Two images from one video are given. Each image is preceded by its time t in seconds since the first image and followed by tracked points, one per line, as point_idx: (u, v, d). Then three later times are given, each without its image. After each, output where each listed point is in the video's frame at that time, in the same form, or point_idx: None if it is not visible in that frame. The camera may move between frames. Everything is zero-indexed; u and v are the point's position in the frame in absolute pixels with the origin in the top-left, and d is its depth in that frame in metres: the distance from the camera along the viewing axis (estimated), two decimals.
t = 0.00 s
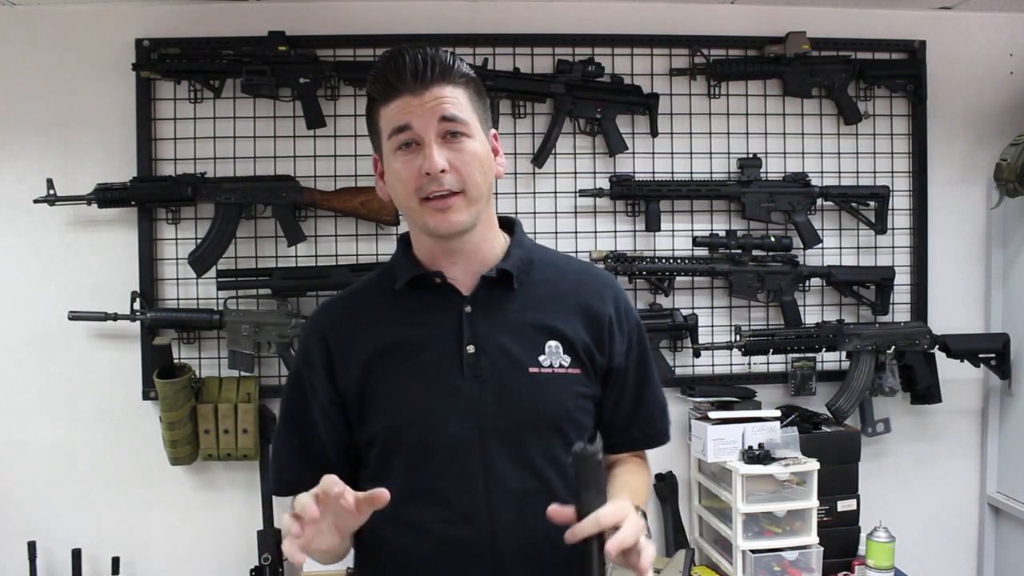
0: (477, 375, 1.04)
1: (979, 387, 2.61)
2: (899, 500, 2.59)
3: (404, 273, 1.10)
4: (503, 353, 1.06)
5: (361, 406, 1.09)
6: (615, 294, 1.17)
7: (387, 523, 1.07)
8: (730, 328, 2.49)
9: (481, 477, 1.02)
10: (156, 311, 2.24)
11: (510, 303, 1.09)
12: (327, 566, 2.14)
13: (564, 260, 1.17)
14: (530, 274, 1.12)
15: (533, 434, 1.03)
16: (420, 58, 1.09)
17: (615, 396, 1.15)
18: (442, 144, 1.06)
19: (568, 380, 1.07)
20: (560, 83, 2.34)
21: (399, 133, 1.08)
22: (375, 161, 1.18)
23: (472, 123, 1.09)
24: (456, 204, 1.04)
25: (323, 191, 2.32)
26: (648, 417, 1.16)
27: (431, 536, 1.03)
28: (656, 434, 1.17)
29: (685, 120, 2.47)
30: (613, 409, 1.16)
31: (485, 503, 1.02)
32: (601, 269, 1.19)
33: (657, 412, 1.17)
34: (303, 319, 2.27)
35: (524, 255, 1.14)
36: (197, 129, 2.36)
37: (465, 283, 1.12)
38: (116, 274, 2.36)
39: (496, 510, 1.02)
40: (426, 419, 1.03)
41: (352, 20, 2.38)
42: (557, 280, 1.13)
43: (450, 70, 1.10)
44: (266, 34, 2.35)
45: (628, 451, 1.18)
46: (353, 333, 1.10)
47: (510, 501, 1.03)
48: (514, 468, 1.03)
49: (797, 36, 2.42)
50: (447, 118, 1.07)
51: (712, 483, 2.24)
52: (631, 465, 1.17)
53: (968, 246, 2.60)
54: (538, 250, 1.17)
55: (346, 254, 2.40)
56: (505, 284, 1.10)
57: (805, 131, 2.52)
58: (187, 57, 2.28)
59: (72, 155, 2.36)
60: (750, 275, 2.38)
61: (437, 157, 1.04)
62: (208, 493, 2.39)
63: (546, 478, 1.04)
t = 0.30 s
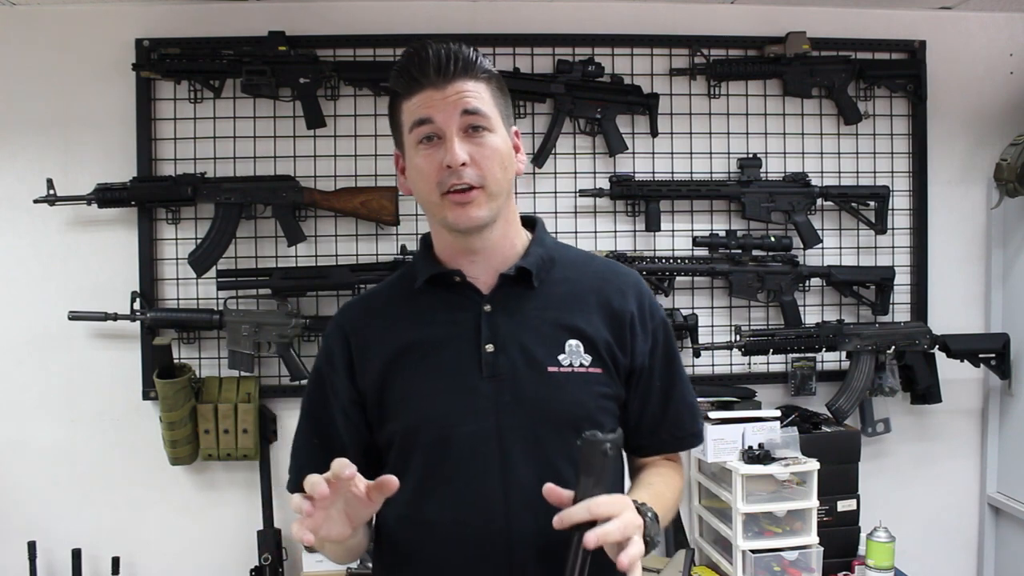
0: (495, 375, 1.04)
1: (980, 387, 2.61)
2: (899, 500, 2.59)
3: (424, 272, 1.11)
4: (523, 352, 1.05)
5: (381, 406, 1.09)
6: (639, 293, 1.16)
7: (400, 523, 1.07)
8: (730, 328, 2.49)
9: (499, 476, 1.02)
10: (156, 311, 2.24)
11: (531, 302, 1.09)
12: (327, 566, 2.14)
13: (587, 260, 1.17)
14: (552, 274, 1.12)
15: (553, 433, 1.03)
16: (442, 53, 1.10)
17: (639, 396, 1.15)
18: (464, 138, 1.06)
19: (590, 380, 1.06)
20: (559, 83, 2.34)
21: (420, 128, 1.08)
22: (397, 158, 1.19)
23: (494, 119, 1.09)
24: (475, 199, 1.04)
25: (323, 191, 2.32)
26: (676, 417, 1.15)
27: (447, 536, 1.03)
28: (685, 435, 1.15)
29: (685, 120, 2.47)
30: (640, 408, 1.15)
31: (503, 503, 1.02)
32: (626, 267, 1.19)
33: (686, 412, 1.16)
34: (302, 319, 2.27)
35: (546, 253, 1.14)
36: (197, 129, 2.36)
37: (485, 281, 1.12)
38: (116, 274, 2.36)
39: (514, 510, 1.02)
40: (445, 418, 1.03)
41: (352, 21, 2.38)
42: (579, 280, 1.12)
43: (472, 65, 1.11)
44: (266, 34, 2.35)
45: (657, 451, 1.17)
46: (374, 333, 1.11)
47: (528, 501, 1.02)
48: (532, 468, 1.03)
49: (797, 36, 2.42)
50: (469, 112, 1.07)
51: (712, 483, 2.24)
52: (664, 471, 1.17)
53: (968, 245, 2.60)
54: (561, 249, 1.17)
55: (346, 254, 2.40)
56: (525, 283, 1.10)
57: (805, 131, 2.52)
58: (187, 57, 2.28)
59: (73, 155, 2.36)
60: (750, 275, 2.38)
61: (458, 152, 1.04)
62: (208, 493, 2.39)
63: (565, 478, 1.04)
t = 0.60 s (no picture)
0: (507, 375, 1.04)
1: (980, 387, 2.61)
2: (899, 500, 2.59)
3: (437, 270, 1.11)
4: (535, 354, 1.06)
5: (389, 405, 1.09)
6: (648, 297, 1.18)
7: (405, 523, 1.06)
8: (730, 328, 2.49)
9: (509, 477, 1.02)
10: (156, 311, 2.24)
11: (543, 304, 1.10)
12: (326, 566, 2.14)
13: (597, 264, 1.18)
14: (563, 276, 1.13)
15: (563, 435, 1.04)
16: (465, 50, 1.10)
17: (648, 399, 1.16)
18: (484, 137, 1.07)
19: (600, 382, 1.07)
20: (559, 83, 2.34)
21: (441, 124, 1.09)
22: (414, 153, 1.20)
23: (514, 117, 1.10)
24: (494, 198, 1.05)
25: (323, 191, 2.32)
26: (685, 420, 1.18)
27: (454, 536, 1.03)
28: (692, 439, 1.18)
29: (685, 120, 2.47)
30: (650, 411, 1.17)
31: (513, 503, 1.02)
32: (635, 272, 1.21)
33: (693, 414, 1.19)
34: (302, 319, 2.27)
35: (557, 255, 1.14)
36: (197, 129, 2.36)
37: (498, 280, 1.14)
38: (116, 274, 2.36)
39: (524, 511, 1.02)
40: (456, 418, 1.03)
41: (352, 21, 2.38)
42: (589, 284, 1.14)
43: (494, 62, 1.11)
44: (266, 34, 2.35)
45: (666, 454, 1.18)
46: (383, 331, 1.10)
47: (538, 502, 1.02)
48: (543, 469, 1.03)
49: (797, 36, 2.42)
50: (491, 110, 1.07)
51: (712, 483, 2.23)
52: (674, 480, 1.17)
53: (968, 245, 2.60)
54: (571, 253, 1.18)
55: (346, 254, 2.40)
56: (538, 285, 1.11)
57: (805, 131, 2.52)
58: (187, 57, 2.28)
59: (73, 155, 2.36)
60: (750, 275, 2.38)
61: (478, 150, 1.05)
62: (207, 493, 2.39)
63: (575, 479, 1.04)
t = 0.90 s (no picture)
0: (508, 375, 1.05)
1: (979, 387, 2.61)
2: (899, 500, 2.59)
3: (438, 268, 1.11)
4: (536, 353, 1.06)
5: (386, 404, 1.07)
6: (646, 297, 1.18)
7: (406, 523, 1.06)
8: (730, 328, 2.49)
9: (509, 476, 1.02)
10: (156, 311, 2.24)
11: (543, 304, 1.10)
12: (327, 566, 2.14)
13: (594, 265, 1.19)
14: (562, 276, 1.14)
15: (564, 434, 1.04)
16: (480, 47, 1.10)
17: (648, 399, 1.15)
18: (494, 134, 1.07)
19: (599, 382, 1.08)
20: (559, 83, 2.33)
21: (451, 120, 1.08)
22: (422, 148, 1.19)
23: (525, 117, 1.09)
24: (499, 197, 1.04)
25: (323, 191, 2.32)
26: (688, 419, 1.16)
27: (455, 537, 1.03)
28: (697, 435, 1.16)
29: (685, 120, 2.47)
30: (651, 410, 1.15)
31: (514, 503, 1.02)
32: (631, 273, 1.21)
33: (698, 413, 1.17)
34: (302, 319, 2.27)
35: (557, 255, 1.15)
36: (197, 129, 2.36)
37: (499, 279, 1.13)
38: (116, 274, 2.36)
39: (525, 512, 1.01)
40: (457, 417, 1.03)
41: (352, 21, 2.38)
42: (587, 284, 1.14)
43: (509, 63, 1.11)
44: (266, 34, 2.34)
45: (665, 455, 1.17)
46: (381, 329, 1.09)
47: (539, 501, 1.02)
48: (543, 468, 1.03)
49: (797, 36, 2.42)
50: (501, 109, 1.07)
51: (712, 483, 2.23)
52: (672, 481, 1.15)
53: (968, 245, 2.60)
54: (569, 254, 1.18)
55: (346, 254, 2.40)
56: (538, 284, 1.11)
57: (805, 131, 2.52)
58: (187, 57, 2.28)
59: (72, 155, 2.36)
60: (750, 275, 2.38)
61: (487, 147, 1.04)
62: (208, 493, 2.39)
63: (575, 478, 1.04)
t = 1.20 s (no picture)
0: (510, 373, 1.04)
1: (979, 387, 2.61)
2: (899, 500, 2.59)
3: (442, 266, 1.11)
4: (537, 352, 1.06)
5: (387, 402, 1.05)
6: (643, 296, 1.19)
7: (407, 523, 1.04)
8: (730, 327, 2.48)
9: (513, 474, 1.02)
10: (156, 311, 2.24)
11: (544, 303, 1.11)
12: (326, 566, 2.14)
13: (592, 267, 1.19)
14: (562, 276, 1.14)
15: (566, 433, 1.04)
16: (517, 53, 1.09)
17: (650, 395, 1.16)
18: (524, 140, 1.06)
19: (599, 381, 1.08)
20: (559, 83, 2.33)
21: (483, 119, 1.06)
22: (434, 139, 1.16)
23: (552, 127, 1.09)
24: (522, 203, 1.04)
25: (323, 191, 2.32)
26: (694, 414, 1.16)
27: (456, 536, 1.02)
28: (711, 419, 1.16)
29: (685, 120, 2.47)
30: (654, 408, 1.16)
31: (517, 501, 1.02)
32: (625, 274, 1.21)
33: (706, 407, 1.17)
34: (302, 319, 2.27)
35: (558, 256, 1.16)
36: (197, 129, 2.36)
37: (501, 279, 1.13)
38: (116, 274, 2.36)
39: (529, 509, 1.02)
40: (460, 415, 1.02)
41: (352, 21, 2.38)
42: (587, 285, 1.15)
43: (543, 73, 1.10)
44: (266, 34, 2.35)
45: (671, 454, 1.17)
46: (382, 326, 1.08)
47: (543, 499, 1.02)
48: (547, 466, 1.03)
49: (797, 36, 2.41)
50: (535, 117, 1.07)
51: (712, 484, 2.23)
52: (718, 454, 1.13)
53: (968, 245, 2.60)
54: (568, 256, 1.19)
55: (346, 254, 2.40)
56: (540, 283, 1.12)
57: (805, 131, 2.52)
58: (187, 57, 2.28)
59: (72, 155, 2.36)
60: (750, 275, 2.38)
61: (518, 153, 1.03)
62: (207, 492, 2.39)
63: (578, 475, 1.05)
